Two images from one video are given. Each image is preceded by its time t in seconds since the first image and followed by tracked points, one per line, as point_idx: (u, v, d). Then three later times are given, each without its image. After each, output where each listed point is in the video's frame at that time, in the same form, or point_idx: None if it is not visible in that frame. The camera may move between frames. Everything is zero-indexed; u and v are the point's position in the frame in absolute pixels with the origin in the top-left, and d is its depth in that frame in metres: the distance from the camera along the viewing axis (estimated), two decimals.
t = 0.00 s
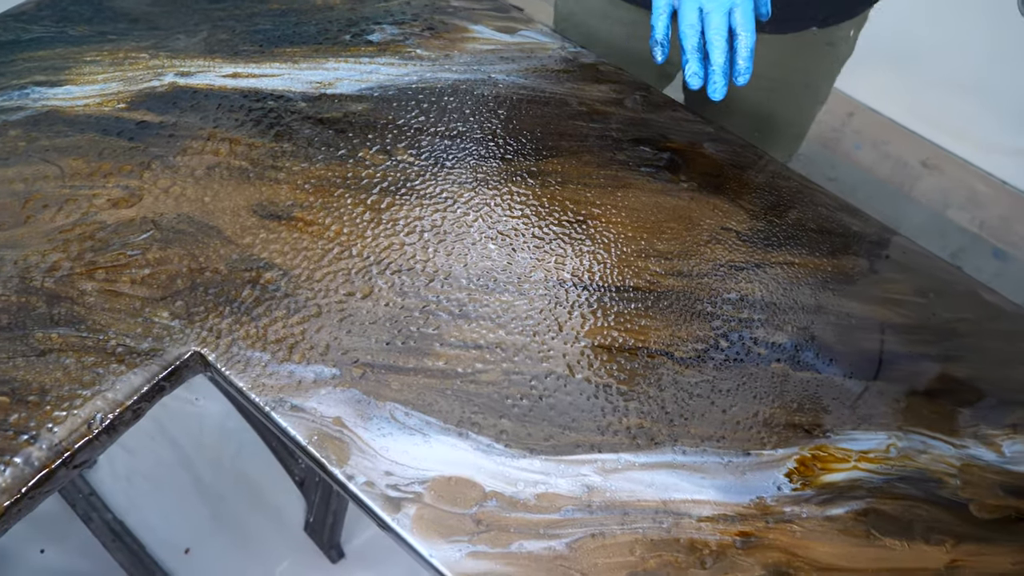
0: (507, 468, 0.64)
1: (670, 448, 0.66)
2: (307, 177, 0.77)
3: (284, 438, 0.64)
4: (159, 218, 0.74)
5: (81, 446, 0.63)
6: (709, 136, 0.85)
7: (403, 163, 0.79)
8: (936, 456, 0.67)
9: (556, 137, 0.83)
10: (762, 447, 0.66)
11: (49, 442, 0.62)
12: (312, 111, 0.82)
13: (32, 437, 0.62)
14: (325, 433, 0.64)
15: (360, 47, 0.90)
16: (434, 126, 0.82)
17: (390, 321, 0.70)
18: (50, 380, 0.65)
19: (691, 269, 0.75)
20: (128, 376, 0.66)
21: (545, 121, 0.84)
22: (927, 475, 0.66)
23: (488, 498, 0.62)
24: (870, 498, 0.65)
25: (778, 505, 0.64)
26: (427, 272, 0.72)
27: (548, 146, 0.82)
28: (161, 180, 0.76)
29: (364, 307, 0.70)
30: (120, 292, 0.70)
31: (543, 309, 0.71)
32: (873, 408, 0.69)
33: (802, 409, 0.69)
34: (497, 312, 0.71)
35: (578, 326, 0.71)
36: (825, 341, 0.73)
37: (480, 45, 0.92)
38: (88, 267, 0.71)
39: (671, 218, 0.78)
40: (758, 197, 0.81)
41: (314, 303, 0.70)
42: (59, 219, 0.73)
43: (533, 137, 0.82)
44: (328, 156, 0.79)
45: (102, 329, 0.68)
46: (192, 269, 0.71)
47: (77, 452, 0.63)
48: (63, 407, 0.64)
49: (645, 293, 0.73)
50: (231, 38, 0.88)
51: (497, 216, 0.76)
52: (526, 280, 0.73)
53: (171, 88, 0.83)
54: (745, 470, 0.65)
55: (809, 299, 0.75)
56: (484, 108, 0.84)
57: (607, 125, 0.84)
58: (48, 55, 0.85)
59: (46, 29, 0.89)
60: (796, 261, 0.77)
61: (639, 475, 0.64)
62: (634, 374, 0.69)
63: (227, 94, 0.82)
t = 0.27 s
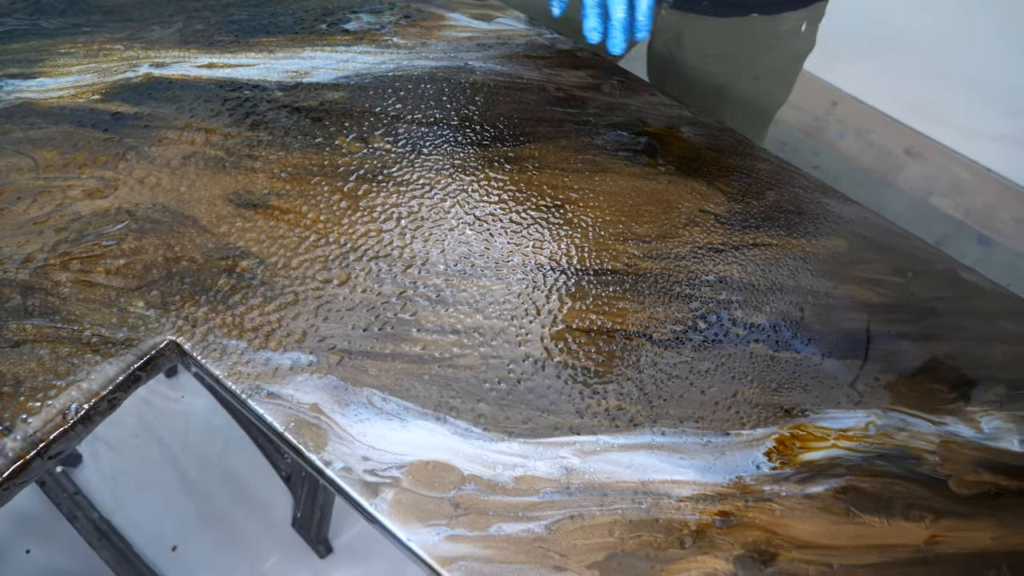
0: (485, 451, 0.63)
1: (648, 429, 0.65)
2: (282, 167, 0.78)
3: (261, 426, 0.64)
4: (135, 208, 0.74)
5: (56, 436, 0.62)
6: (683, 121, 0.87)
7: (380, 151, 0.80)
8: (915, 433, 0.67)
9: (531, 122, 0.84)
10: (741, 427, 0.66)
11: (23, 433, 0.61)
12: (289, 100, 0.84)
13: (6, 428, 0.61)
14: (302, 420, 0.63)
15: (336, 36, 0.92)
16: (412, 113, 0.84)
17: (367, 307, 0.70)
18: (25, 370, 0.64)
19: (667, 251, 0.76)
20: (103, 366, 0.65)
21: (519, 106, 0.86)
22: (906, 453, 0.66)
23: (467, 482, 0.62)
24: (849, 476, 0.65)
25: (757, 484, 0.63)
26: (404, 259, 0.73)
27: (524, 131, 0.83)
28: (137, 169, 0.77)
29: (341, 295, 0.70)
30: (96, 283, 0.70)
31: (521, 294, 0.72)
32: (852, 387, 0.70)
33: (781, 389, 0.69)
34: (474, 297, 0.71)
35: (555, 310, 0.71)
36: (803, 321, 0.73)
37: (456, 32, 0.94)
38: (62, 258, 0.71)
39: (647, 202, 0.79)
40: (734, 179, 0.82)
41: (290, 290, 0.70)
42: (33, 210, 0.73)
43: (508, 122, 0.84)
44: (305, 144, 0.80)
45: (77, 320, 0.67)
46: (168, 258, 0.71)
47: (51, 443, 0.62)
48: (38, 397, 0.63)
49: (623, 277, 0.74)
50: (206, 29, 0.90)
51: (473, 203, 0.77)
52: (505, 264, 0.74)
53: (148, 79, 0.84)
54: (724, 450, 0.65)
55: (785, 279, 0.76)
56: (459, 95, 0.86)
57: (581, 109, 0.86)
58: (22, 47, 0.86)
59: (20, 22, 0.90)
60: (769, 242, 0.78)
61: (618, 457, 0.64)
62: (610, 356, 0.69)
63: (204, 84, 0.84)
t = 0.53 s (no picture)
0: (474, 442, 0.63)
1: (637, 417, 0.65)
2: (266, 160, 0.78)
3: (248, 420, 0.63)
4: (117, 203, 0.74)
5: (40, 434, 0.62)
6: (669, 110, 0.87)
7: (366, 143, 0.80)
8: (905, 418, 0.67)
9: (517, 112, 0.84)
10: (731, 414, 0.66)
11: (7, 431, 0.61)
12: (273, 94, 0.83)
13: None
14: (289, 414, 0.63)
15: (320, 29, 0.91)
16: (397, 105, 0.83)
17: (353, 300, 0.69)
18: (8, 368, 0.64)
19: (655, 239, 0.76)
20: (88, 362, 0.65)
21: (504, 96, 0.86)
22: (896, 437, 0.66)
23: (455, 473, 0.62)
24: (840, 461, 0.64)
25: (747, 471, 0.63)
26: (390, 251, 0.72)
27: (510, 121, 0.83)
28: (119, 165, 0.76)
29: (327, 287, 0.70)
30: (79, 278, 0.69)
31: (508, 285, 0.71)
32: (841, 372, 0.69)
33: (771, 375, 0.69)
34: (461, 288, 0.71)
35: (542, 300, 0.71)
36: (791, 307, 0.73)
37: (440, 24, 0.94)
38: (44, 254, 0.70)
39: (633, 191, 0.79)
40: (721, 166, 0.82)
41: (276, 283, 0.70)
42: (14, 207, 0.73)
43: (494, 112, 0.84)
44: (289, 137, 0.80)
45: (60, 316, 0.67)
46: (152, 253, 0.71)
47: (35, 441, 0.61)
48: (21, 394, 0.62)
49: (609, 265, 0.74)
50: (189, 24, 0.90)
51: (459, 194, 0.77)
52: (492, 254, 0.73)
53: (129, 74, 0.83)
54: (714, 437, 0.65)
55: (773, 266, 0.75)
56: (445, 86, 0.86)
57: (567, 99, 0.86)
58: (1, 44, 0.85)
59: None
60: (757, 230, 0.78)
61: (607, 445, 0.64)
62: (599, 345, 0.69)
63: (186, 78, 0.84)
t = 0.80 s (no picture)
0: (472, 442, 0.63)
1: (635, 415, 0.65)
2: (259, 162, 0.77)
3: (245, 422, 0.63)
4: (110, 207, 0.73)
5: (35, 440, 0.61)
6: (664, 107, 0.86)
7: (359, 144, 0.79)
8: (903, 412, 0.67)
9: (511, 111, 0.84)
10: (730, 411, 0.66)
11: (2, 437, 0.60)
12: (265, 95, 0.83)
13: None
14: (287, 416, 0.62)
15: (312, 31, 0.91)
16: (389, 105, 0.83)
17: (349, 301, 0.69)
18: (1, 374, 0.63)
19: (651, 236, 0.76)
20: (82, 366, 0.64)
21: (498, 96, 0.85)
22: (894, 432, 0.66)
23: (454, 473, 0.61)
24: (838, 456, 0.64)
25: (746, 467, 0.63)
26: (385, 252, 0.72)
27: (503, 120, 0.83)
28: (111, 168, 0.76)
29: (322, 289, 0.69)
30: (72, 283, 0.69)
31: (505, 284, 0.71)
32: (839, 368, 0.69)
33: (769, 371, 0.69)
34: (458, 288, 0.71)
35: (539, 299, 0.71)
36: (788, 303, 0.73)
37: (432, 24, 0.93)
38: (37, 258, 0.70)
39: (629, 188, 0.79)
40: (717, 163, 0.82)
41: (271, 285, 0.69)
42: (6, 212, 0.72)
43: (488, 111, 0.83)
44: (283, 139, 0.79)
45: (54, 321, 0.66)
46: (145, 256, 0.70)
47: (30, 446, 0.61)
48: (15, 400, 0.62)
49: (605, 263, 0.74)
50: (180, 26, 0.89)
51: (454, 194, 0.77)
52: (488, 254, 0.73)
53: (120, 76, 0.83)
54: (713, 434, 0.65)
55: (769, 261, 0.75)
56: (438, 86, 0.85)
57: (561, 97, 0.86)
58: None
59: None
60: (753, 226, 0.78)
61: (606, 444, 0.63)
62: (596, 344, 0.69)
63: (178, 81, 0.83)
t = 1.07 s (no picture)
0: (481, 451, 0.62)
1: (646, 423, 0.64)
2: (261, 167, 0.76)
3: (249, 431, 0.62)
4: (110, 213, 0.72)
5: (37, 451, 0.60)
6: (670, 108, 0.85)
7: (363, 147, 0.78)
8: (916, 417, 0.66)
9: (515, 114, 0.83)
10: (741, 417, 0.65)
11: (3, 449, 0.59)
12: (266, 99, 0.81)
13: None
14: (292, 426, 0.62)
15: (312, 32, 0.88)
16: (392, 107, 0.82)
17: (354, 307, 0.68)
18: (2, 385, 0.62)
19: (659, 240, 0.75)
20: (83, 376, 0.63)
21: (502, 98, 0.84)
22: (908, 437, 0.65)
23: (463, 483, 0.60)
24: (851, 463, 0.64)
25: (758, 475, 0.62)
26: (390, 257, 0.71)
27: (508, 123, 0.82)
28: (111, 174, 0.75)
29: (327, 295, 0.68)
30: (73, 291, 0.67)
31: (513, 289, 0.70)
32: (850, 373, 0.69)
33: (780, 377, 0.68)
34: (464, 293, 0.70)
35: (547, 304, 0.70)
36: (798, 307, 0.72)
37: (435, 25, 0.91)
38: (37, 266, 0.69)
39: (636, 191, 0.78)
40: (725, 165, 0.81)
41: (274, 292, 0.68)
42: (5, 219, 0.71)
43: (492, 114, 0.82)
44: (284, 142, 0.78)
45: (55, 330, 0.65)
46: (147, 263, 0.69)
47: (32, 458, 0.60)
48: (17, 411, 0.61)
49: (613, 268, 0.73)
50: (178, 27, 0.87)
51: (459, 198, 0.76)
52: (494, 259, 0.72)
53: (119, 80, 0.82)
54: (724, 441, 0.64)
55: (778, 265, 0.75)
56: (441, 88, 0.84)
57: (566, 99, 0.85)
58: None
59: None
60: (762, 230, 0.77)
61: (616, 452, 0.63)
62: (605, 350, 0.68)
63: (177, 85, 0.82)
